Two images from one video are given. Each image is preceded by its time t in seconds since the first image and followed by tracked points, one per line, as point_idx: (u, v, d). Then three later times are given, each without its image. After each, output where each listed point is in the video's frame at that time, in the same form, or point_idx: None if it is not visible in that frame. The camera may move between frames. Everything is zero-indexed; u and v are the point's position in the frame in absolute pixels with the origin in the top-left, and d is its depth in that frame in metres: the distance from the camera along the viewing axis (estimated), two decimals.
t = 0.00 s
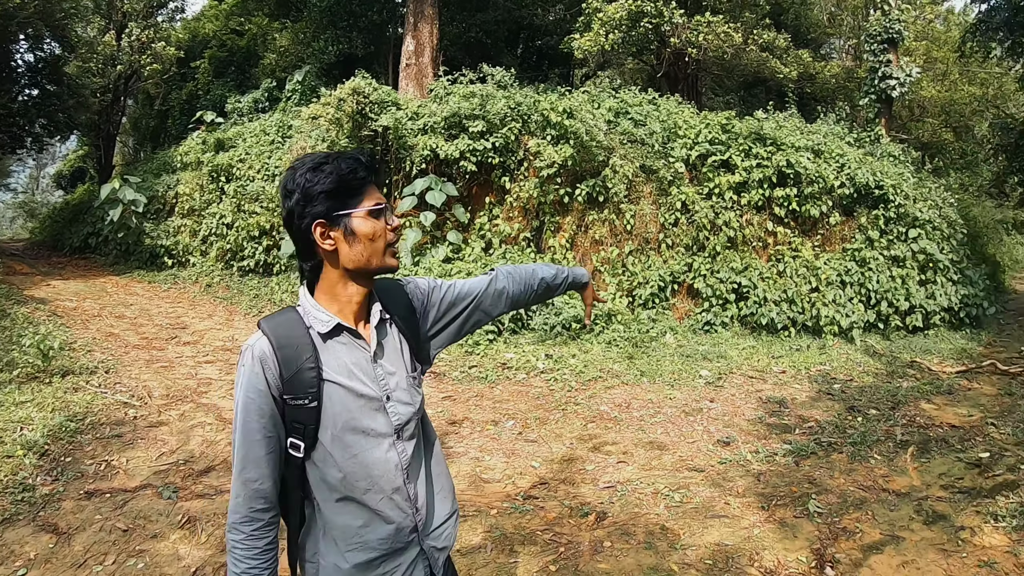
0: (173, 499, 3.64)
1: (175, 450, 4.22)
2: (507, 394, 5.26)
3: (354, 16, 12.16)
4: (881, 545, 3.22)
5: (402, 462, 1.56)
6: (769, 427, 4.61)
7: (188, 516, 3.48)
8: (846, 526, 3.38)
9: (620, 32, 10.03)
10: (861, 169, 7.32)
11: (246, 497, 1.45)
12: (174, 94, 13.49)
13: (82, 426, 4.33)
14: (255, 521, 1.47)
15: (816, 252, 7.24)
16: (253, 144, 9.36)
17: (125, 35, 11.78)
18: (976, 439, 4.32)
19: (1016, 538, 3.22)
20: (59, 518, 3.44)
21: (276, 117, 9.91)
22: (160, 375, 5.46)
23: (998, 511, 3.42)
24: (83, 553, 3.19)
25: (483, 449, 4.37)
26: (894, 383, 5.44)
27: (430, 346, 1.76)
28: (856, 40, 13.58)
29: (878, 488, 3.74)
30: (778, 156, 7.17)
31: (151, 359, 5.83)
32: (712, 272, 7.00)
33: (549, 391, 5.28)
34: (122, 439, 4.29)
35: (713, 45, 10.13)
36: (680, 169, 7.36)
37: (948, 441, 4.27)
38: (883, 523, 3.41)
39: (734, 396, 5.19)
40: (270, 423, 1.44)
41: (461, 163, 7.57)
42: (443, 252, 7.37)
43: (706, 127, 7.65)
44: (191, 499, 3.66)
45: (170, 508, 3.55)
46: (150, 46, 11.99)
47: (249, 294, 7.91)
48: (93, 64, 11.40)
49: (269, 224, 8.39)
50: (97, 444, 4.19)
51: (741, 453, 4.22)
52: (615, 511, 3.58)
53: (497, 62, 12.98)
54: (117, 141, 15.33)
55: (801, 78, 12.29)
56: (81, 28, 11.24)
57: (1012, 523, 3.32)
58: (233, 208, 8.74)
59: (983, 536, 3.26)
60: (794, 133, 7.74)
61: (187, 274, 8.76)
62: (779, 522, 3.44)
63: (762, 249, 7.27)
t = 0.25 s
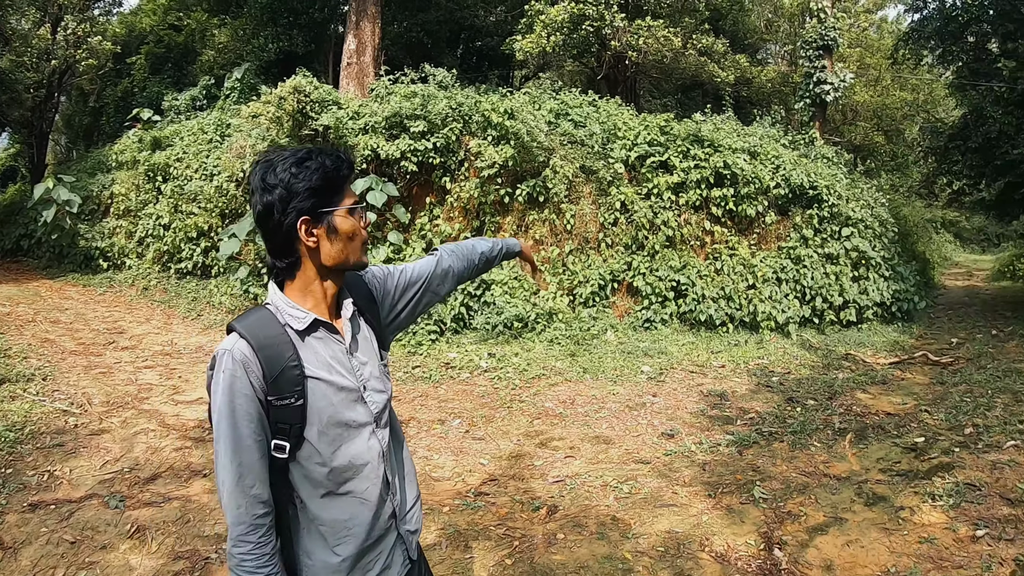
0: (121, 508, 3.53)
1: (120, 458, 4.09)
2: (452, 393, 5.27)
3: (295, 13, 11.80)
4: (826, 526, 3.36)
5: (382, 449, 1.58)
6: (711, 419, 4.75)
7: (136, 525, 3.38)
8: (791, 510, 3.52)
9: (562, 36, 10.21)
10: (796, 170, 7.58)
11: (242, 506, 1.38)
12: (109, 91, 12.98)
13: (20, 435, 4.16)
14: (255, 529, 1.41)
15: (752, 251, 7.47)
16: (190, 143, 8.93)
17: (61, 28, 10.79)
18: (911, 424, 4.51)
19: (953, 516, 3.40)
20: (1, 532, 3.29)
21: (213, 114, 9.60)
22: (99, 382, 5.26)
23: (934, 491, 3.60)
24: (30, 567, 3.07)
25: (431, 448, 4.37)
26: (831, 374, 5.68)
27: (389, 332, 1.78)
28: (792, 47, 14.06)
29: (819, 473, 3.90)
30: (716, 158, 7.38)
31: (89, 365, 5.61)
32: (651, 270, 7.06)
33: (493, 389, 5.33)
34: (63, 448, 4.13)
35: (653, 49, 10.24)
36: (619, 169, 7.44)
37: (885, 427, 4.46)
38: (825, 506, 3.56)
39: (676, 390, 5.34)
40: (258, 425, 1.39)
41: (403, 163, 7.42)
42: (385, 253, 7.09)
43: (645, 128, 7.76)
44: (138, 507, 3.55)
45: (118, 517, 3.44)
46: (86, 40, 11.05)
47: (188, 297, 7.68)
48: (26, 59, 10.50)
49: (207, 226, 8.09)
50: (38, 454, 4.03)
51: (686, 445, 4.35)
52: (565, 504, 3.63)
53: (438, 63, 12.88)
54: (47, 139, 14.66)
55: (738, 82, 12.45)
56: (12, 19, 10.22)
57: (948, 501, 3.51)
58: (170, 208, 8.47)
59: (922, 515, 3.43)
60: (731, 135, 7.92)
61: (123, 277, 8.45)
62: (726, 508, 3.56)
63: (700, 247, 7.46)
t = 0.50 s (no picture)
0: (81, 513, 3.45)
1: (77, 464, 3.99)
2: (410, 390, 5.25)
3: (248, 8, 11.69)
4: (781, 511, 3.45)
5: (354, 438, 1.58)
6: (666, 411, 4.85)
7: (99, 530, 3.31)
8: (747, 496, 3.60)
9: (517, 33, 10.17)
10: (747, 167, 7.72)
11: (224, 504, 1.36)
12: (58, 88, 12.61)
13: None
14: (239, 523, 1.39)
15: (704, 247, 7.56)
16: (142, 140, 8.75)
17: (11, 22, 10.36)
18: (861, 412, 4.65)
19: (904, 497, 3.50)
20: None
21: (165, 111, 9.31)
22: (52, 387, 5.12)
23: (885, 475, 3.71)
24: None
25: (392, 446, 4.35)
26: (783, 365, 5.83)
27: (355, 323, 1.78)
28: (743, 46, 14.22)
29: (773, 460, 4.00)
30: (668, 155, 7.46)
31: (41, 370, 5.46)
32: (604, 266, 7.15)
33: (451, 385, 5.34)
34: (18, 455, 4.01)
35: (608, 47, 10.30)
36: (573, 167, 7.47)
37: (836, 415, 4.59)
38: (780, 491, 3.65)
39: (631, 383, 5.44)
40: (233, 422, 1.37)
41: (357, 161, 7.39)
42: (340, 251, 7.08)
43: (598, 126, 7.76)
44: (99, 512, 3.47)
45: (79, 523, 3.36)
46: (35, 35, 10.72)
47: (141, 297, 7.51)
48: None
49: (159, 225, 7.88)
50: None
51: (643, 436, 4.42)
52: (526, 497, 3.67)
53: (393, 60, 12.74)
54: None
55: (691, 80, 12.51)
56: None
57: (899, 484, 3.61)
58: (122, 208, 8.24)
59: (874, 497, 3.53)
60: (683, 133, 7.95)
61: (74, 278, 8.22)
62: (684, 496, 3.63)
63: (653, 242, 7.54)
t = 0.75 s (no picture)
0: (44, 517, 3.37)
1: (37, 468, 3.90)
2: (370, 388, 5.23)
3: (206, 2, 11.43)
4: (739, 498, 3.50)
5: (316, 432, 1.56)
6: (625, 404, 4.91)
7: (62, 534, 3.23)
8: (705, 485, 3.65)
9: (477, 30, 10.22)
10: (704, 164, 7.72)
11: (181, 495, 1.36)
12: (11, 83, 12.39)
13: None
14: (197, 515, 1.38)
15: (662, 242, 7.62)
16: (98, 137, 8.38)
17: None
18: (816, 401, 4.75)
19: (858, 483, 3.57)
20: None
21: (123, 106, 8.98)
22: (8, 390, 4.98)
23: (841, 462, 3.78)
24: None
25: (355, 443, 4.32)
26: (739, 358, 5.94)
27: (321, 319, 1.76)
28: (701, 45, 14.37)
29: (730, 450, 4.07)
30: (626, 152, 7.46)
31: None
32: (563, 262, 7.23)
33: (411, 382, 5.33)
34: None
35: (567, 45, 10.45)
36: (532, 163, 7.42)
37: (792, 405, 4.69)
38: (737, 479, 3.71)
39: (590, 377, 5.51)
40: (189, 416, 1.36)
41: (316, 158, 7.27)
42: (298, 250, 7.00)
43: (557, 123, 7.74)
44: (62, 516, 3.39)
45: (42, 527, 3.28)
46: None
47: (99, 298, 7.35)
48: None
49: (116, 223, 7.69)
50: None
51: (602, 428, 4.47)
52: (487, 490, 3.68)
53: (353, 56, 12.61)
54: None
55: (649, 77, 12.50)
56: None
57: (853, 470, 3.68)
58: (78, 206, 8.04)
59: (829, 483, 3.60)
60: (642, 130, 7.95)
61: (28, 279, 8.03)
62: (643, 486, 3.67)
63: (611, 239, 7.58)
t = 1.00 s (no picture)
0: (23, 518, 3.33)
1: (15, 468, 3.85)
2: (349, 385, 5.21)
3: None
4: (716, 494, 3.53)
5: (287, 431, 1.55)
6: (603, 401, 4.94)
7: (42, 534, 3.19)
8: (682, 481, 3.68)
9: (457, 28, 10.23)
10: (683, 163, 7.83)
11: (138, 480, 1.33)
12: None
13: None
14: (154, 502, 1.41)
15: (640, 241, 7.65)
16: (75, 133, 8.27)
17: None
18: (793, 398, 4.79)
19: (834, 478, 3.60)
20: None
21: (100, 103, 8.88)
22: None
23: (816, 458, 3.82)
24: None
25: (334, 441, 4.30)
26: (716, 355, 5.98)
27: (305, 321, 1.74)
28: (681, 44, 14.42)
29: (707, 446, 4.11)
30: (605, 151, 7.48)
31: None
32: (542, 260, 7.21)
33: (390, 379, 5.33)
34: None
35: (547, 44, 10.46)
36: (511, 161, 7.48)
37: (769, 402, 4.73)
38: (714, 475, 3.74)
39: (568, 374, 5.54)
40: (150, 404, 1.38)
41: (295, 155, 7.34)
42: (276, 247, 7.02)
43: (536, 122, 7.79)
44: (41, 517, 3.35)
45: (21, 528, 3.24)
46: None
47: (76, 296, 7.25)
48: None
49: (93, 221, 7.65)
50: None
51: (580, 425, 4.49)
52: (466, 487, 3.68)
53: (332, 53, 12.55)
54: None
55: (628, 76, 12.52)
56: None
57: (829, 466, 3.71)
58: (55, 204, 7.92)
59: (805, 479, 3.63)
60: (621, 129, 8.00)
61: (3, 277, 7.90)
62: (622, 482, 3.69)
63: (590, 237, 7.60)
